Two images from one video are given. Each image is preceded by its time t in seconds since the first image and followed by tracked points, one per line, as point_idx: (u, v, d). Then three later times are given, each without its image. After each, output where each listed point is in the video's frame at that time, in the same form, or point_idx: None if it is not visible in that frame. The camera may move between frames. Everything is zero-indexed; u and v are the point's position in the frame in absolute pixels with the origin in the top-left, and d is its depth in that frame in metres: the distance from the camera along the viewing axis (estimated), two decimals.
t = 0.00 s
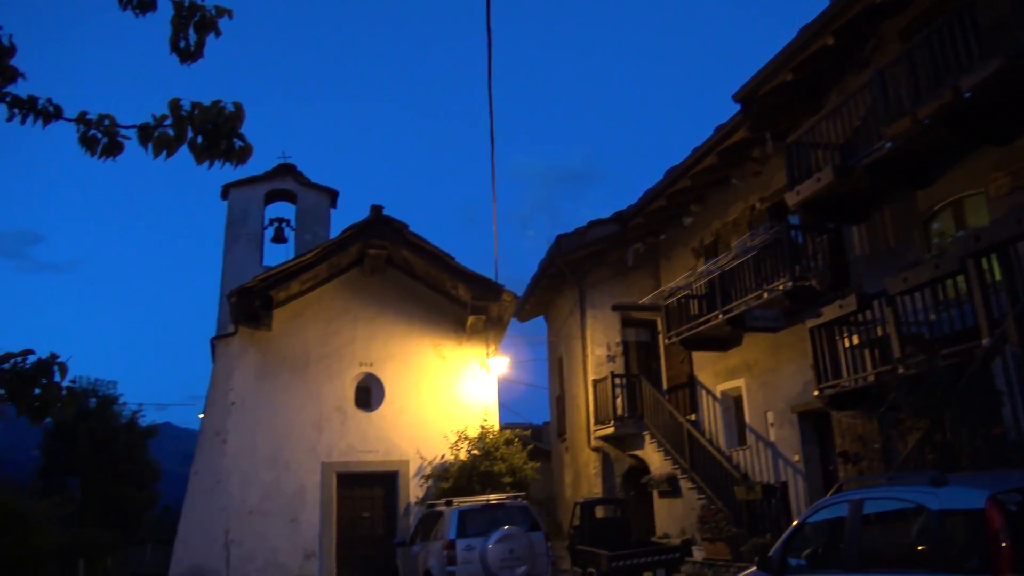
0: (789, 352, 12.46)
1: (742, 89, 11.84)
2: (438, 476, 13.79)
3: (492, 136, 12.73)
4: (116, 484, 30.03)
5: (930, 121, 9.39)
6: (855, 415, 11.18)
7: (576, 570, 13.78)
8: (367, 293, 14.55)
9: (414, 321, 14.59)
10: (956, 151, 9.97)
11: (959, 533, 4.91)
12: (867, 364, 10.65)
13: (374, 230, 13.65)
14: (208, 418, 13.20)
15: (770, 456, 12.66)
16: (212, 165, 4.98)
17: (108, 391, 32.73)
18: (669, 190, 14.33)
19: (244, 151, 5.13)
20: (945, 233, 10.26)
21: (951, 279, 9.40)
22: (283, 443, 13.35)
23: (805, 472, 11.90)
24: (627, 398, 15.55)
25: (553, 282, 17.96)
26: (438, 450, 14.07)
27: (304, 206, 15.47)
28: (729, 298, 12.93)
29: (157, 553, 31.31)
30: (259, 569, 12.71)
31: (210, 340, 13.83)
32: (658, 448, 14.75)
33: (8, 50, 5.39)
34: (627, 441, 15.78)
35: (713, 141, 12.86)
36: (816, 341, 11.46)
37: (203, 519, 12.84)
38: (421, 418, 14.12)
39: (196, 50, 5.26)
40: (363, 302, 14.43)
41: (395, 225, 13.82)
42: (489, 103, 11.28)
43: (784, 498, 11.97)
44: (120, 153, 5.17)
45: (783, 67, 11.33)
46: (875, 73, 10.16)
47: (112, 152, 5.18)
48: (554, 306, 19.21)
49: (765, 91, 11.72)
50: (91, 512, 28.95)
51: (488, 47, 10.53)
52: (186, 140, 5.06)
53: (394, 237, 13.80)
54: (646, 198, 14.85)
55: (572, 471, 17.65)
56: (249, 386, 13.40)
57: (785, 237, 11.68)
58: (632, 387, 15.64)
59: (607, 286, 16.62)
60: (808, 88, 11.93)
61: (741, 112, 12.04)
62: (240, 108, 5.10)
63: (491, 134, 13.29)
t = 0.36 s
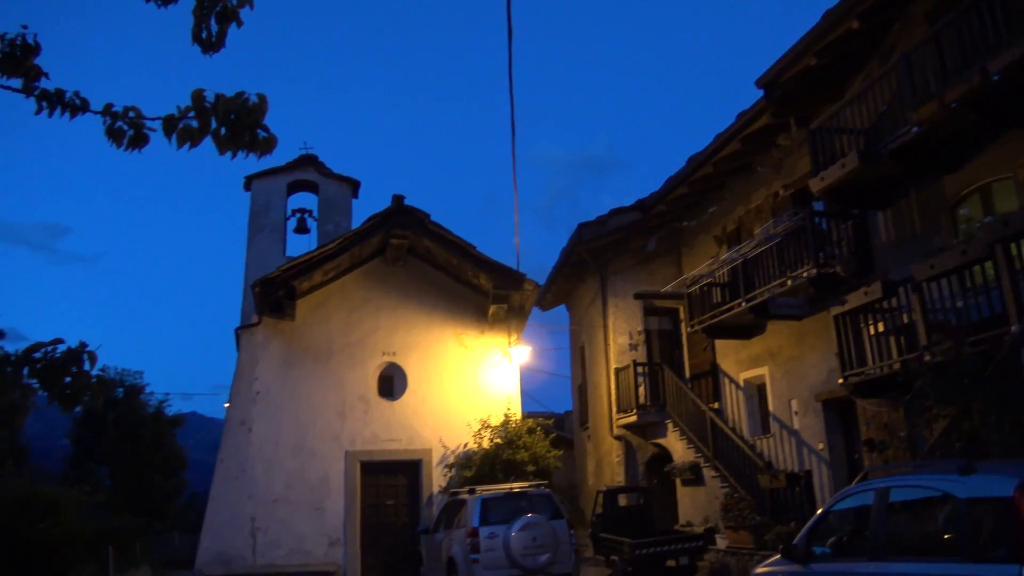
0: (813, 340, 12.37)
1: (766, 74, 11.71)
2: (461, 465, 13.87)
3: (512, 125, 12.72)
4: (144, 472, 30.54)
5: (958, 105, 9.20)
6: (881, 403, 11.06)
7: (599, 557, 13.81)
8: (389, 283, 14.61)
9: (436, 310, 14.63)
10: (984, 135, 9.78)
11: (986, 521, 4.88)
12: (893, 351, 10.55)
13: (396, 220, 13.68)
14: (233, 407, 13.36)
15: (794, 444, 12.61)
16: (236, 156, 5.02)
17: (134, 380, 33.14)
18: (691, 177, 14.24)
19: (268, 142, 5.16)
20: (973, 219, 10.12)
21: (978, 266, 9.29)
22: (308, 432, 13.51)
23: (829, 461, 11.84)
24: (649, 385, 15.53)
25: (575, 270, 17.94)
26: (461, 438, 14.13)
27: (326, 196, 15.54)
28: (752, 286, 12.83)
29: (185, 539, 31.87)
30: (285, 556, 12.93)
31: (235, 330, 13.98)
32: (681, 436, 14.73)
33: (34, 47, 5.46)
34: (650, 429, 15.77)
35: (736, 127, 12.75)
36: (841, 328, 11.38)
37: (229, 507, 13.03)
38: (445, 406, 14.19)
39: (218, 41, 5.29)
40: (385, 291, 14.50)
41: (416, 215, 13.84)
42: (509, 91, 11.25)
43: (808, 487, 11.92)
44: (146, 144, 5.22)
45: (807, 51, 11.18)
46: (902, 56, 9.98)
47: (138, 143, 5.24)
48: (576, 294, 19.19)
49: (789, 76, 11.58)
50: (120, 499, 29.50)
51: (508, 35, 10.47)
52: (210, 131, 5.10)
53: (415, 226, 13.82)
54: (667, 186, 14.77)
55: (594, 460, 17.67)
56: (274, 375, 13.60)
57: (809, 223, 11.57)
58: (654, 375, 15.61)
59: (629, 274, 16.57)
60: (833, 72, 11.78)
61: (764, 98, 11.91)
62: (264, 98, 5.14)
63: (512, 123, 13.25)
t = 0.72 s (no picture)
0: (838, 330, 12.27)
1: (789, 62, 11.59)
2: (484, 455, 13.92)
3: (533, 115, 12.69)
4: (171, 460, 30.94)
5: (986, 92, 9.04)
6: (907, 393, 10.95)
7: (621, 547, 13.83)
8: (412, 273, 14.67)
9: (458, 301, 14.67)
10: (1014, 122, 9.60)
11: (1016, 513, 4.83)
12: (920, 341, 10.42)
13: (418, 211, 13.74)
14: (258, 397, 13.49)
15: (819, 435, 12.54)
16: (264, 152, 5.08)
17: (162, 370, 33.55)
18: (714, 166, 14.16)
19: (295, 137, 5.21)
20: (1002, 206, 9.87)
21: (1007, 254, 9.09)
22: (332, 422, 13.63)
23: (854, 451, 11.77)
24: (672, 376, 15.49)
25: (597, 260, 17.91)
26: (484, 428, 14.18)
27: (348, 187, 15.62)
28: (777, 275, 12.74)
29: (211, 527, 32.32)
30: (309, 545, 13.05)
31: (258, 321, 14.10)
32: (704, 426, 14.68)
33: (64, 39, 5.54)
34: (672, 419, 15.73)
35: (760, 115, 12.65)
36: (866, 318, 11.20)
37: (255, 496, 13.17)
38: (468, 396, 14.24)
39: (237, 30, 5.33)
40: (408, 282, 14.56)
41: (438, 206, 13.88)
42: (531, 82, 11.21)
43: (833, 477, 11.85)
44: (174, 139, 5.31)
45: (832, 37, 11.04)
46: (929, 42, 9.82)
47: (166, 137, 5.33)
48: (598, 284, 19.16)
49: (813, 63, 11.46)
50: (149, 488, 29.98)
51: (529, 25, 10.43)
52: (238, 126, 5.16)
53: (437, 217, 13.86)
54: (690, 175, 14.69)
55: (616, 450, 17.66)
56: (298, 366, 13.73)
57: (834, 212, 11.45)
58: (677, 365, 15.57)
59: (652, 264, 16.50)
60: (858, 59, 11.63)
61: (788, 85, 11.79)
62: (290, 93, 5.18)
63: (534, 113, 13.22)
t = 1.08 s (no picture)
0: (863, 321, 12.15)
1: (814, 51, 11.47)
2: (507, 447, 13.94)
3: (555, 107, 12.66)
4: (197, 452, 31.32)
5: (1016, 79, 8.87)
6: (934, 385, 10.82)
7: (645, 540, 13.81)
8: (434, 266, 14.71)
9: (480, 294, 14.71)
10: None
11: None
12: (947, 333, 10.28)
13: (440, 204, 13.78)
14: (282, 390, 13.61)
15: (844, 428, 12.44)
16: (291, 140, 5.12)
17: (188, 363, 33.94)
18: (737, 157, 14.06)
19: (321, 125, 5.25)
20: None
21: None
22: (355, 414, 13.73)
23: (880, 444, 11.67)
24: (695, 368, 15.43)
25: (620, 252, 17.87)
26: (507, 421, 14.21)
27: (371, 181, 15.69)
28: (801, 267, 12.64)
29: (236, 519, 32.72)
30: (334, 536, 13.17)
31: (283, 314, 14.21)
32: (728, 419, 14.61)
33: (92, 36, 5.61)
34: (695, 412, 15.68)
35: (784, 105, 12.53)
36: (892, 310, 11.06)
37: (280, 488, 13.31)
38: (491, 388, 14.28)
39: (271, 31, 5.38)
40: (430, 275, 14.62)
41: (460, 199, 13.90)
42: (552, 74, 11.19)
43: (859, 470, 11.77)
44: (202, 130, 5.38)
45: (857, 26, 10.90)
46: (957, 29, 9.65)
47: (194, 130, 5.39)
48: (621, 277, 19.11)
49: (838, 53, 11.32)
50: (175, 480, 30.40)
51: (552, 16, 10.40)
52: (265, 115, 5.20)
53: (459, 210, 13.89)
54: (713, 166, 14.60)
55: (639, 443, 17.63)
56: (321, 359, 13.84)
57: (860, 203, 11.33)
58: (700, 358, 15.51)
59: (675, 256, 16.43)
60: (884, 47, 11.48)
61: (813, 75, 11.68)
62: (315, 82, 5.22)
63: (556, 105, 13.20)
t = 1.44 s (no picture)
0: (891, 312, 12.01)
1: (840, 39, 11.34)
2: (531, 440, 13.96)
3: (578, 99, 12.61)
4: (225, 445, 31.69)
5: None
6: (964, 377, 10.69)
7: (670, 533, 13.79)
8: (457, 260, 14.74)
9: (504, 287, 14.72)
10: None
11: None
12: (977, 323, 10.14)
13: (462, 197, 13.80)
14: (308, 383, 13.73)
15: (872, 420, 12.33)
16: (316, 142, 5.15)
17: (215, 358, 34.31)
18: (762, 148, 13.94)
19: (347, 127, 5.28)
20: None
21: None
22: (380, 407, 13.82)
23: (908, 436, 11.56)
24: (720, 360, 15.35)
25: (643, 244, 17.81)
26: (531, 414, 14.23)
27: (393, 175, 15.74)
28: (827, 258, 12.53)
29: (264, 511, 33.10)
30: (360, 528, 13.29)
31: (308, 308, 14.32)
32: (753, 411, 14.53)
33: (121, 34, 5.66)
34: (720, 404, 15.61)
35: (810, 94, 12.40)
36: (921, 301, 10.92)
37: (306, 481, 13.43)
38: (515, 381, 14.31)
39: (294, 22, 5.39)
40: (453, 268, 14.65)
41: (483, 192, 13.90)
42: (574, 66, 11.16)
43: (887, 463, 11.66)
44: (229, 131, 5.42)
45: (884, 13, 10.74)
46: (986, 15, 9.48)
47: (221, 129, 5.44)
48: (644, 269, 19.05)
49: (864, 41, 11.17)
50: (204, 473, 30.82)
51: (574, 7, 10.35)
52: (292, 116, 5.23)
53: (482, 203, 13.90)
54: (737, 157, 14.50)
55: (664, 435, 17.58)
56: (346, 352, 13.93)
57: (887, 192, 11.19)
58: (725, 350, 15.42)
59: (699, 247, 16.35)
60: (912, 34, 11.30)
61: (838, 64, 11.56)
62: (342, 84, 5.24)
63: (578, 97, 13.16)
